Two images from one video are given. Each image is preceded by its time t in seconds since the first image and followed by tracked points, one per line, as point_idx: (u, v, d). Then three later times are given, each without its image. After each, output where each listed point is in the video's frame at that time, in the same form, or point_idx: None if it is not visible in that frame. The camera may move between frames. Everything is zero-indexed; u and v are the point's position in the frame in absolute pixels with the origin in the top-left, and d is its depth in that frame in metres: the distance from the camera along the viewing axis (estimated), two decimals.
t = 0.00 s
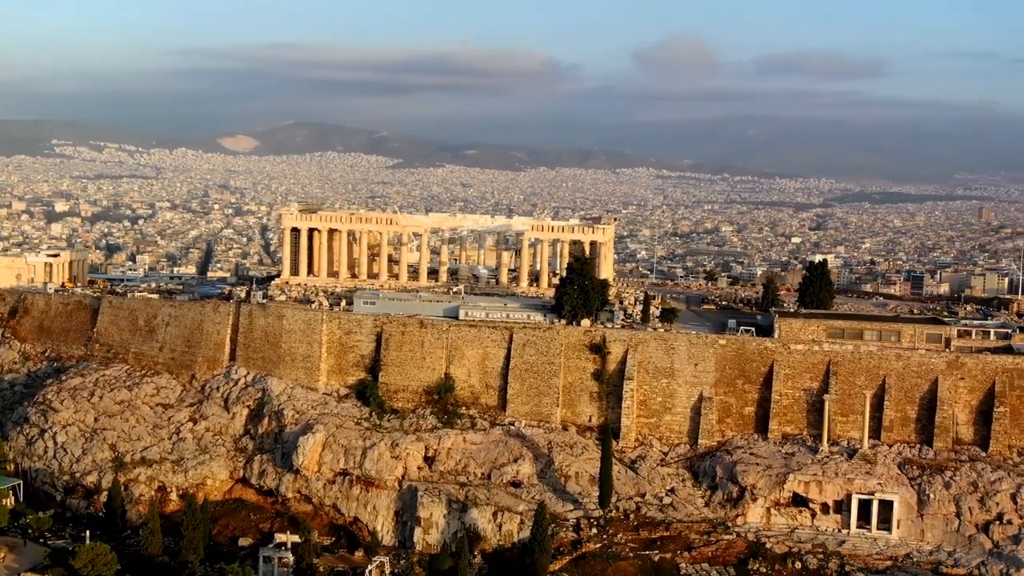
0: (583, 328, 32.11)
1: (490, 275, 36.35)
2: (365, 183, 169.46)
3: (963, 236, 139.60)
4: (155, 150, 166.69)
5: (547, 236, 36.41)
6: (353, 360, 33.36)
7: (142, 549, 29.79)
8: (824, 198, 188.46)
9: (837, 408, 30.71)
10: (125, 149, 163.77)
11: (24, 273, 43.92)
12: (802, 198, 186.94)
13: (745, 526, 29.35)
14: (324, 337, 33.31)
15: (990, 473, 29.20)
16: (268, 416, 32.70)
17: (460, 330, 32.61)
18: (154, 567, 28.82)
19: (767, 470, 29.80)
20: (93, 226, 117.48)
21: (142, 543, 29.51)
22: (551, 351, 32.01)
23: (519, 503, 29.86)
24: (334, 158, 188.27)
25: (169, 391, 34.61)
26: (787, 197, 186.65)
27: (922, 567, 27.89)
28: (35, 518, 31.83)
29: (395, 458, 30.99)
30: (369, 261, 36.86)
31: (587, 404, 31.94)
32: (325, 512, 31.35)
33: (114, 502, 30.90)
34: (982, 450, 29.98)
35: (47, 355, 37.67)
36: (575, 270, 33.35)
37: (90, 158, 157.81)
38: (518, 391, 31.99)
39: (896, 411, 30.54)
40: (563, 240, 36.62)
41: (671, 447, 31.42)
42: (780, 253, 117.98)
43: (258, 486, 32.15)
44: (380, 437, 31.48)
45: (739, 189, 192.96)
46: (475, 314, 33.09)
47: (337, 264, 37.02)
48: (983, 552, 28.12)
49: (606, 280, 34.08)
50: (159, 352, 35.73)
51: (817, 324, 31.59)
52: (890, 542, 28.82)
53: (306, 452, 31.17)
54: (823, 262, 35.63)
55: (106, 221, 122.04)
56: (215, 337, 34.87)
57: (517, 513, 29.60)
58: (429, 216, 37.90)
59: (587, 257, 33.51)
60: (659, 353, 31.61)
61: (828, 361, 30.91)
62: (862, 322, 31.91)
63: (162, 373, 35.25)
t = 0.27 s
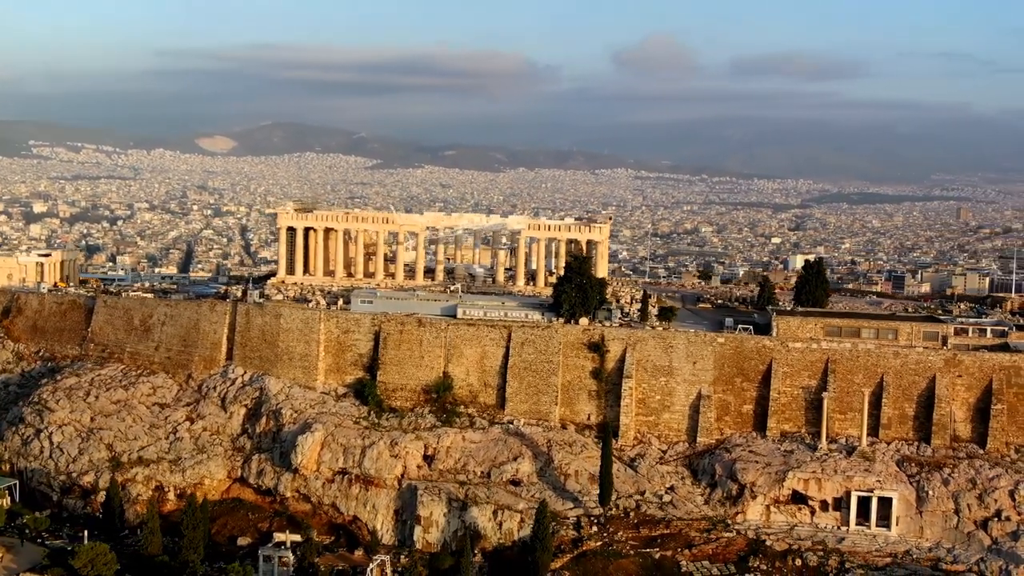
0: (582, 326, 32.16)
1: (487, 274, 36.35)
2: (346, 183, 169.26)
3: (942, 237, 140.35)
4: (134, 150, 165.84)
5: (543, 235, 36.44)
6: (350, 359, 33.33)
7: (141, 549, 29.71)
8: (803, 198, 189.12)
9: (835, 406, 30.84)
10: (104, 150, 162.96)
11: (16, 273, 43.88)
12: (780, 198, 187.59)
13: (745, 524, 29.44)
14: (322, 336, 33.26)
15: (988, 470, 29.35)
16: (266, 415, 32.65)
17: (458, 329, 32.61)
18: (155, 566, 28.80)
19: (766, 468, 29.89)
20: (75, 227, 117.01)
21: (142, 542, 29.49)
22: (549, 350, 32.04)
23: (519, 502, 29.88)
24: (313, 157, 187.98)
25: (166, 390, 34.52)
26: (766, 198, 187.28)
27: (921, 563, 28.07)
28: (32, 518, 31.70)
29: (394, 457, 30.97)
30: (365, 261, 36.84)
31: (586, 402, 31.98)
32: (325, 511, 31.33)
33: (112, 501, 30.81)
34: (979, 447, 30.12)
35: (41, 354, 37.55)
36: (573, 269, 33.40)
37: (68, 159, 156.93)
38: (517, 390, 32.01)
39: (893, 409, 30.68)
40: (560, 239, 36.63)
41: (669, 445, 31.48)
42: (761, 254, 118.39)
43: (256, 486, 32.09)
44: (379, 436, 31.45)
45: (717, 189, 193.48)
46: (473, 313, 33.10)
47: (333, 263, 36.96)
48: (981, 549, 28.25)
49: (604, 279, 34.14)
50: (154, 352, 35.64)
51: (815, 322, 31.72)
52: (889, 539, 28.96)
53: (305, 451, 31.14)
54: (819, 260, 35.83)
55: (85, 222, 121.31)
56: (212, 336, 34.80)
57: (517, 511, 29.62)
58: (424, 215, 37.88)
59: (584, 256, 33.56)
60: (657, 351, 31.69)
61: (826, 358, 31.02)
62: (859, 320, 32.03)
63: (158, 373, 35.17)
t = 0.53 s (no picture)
0: (580, 325, 32.21)
1: (483, 273, 36.36)
2: (327, 183, 168.92)
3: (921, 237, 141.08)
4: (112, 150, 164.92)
5: (539, 235, 36.49)
6: (348, 358, 33.30)
7: (140, 549, 29.63)
8: (782, 199, 189.77)
9: (833, 404, 30.96)
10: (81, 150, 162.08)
11: (8, 273, 43.71)
12: (759, 199, 188.24)
13: (744, 522, 29.53)
14: (319, 335, 33.23)
15: (985, 467, 29.51)
16: (263, 414, 32.61)
17: (456, 328, 32.63)
18: (155, 566, 28.79)
19: (765, 466, 30.01)
20: (55, 228, 116.51)
21: (141, 542, 29.50)
22: (548, 348, 32.08)
23: (518, 500, 29.91)
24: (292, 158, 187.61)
25: (162, 390, 34.43)
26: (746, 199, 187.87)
27: (920, 561, 28.22)
28: (29, 518, 31.57)
29: (393, 456, 30.96)
30: (360, 260, 36.83)
31: (584, 401, 32.03)
32: (323, 510, 31.31)
33: (110, 501, 30.72)
34: (976, 445, 30.29)
35: (34, 355, 37.41)
36: (570, 268, 33.45)
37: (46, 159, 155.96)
38: (515, 389, 32.03)
39: (891, 406, 30.83)
40: (556, 239, 36.67)
41: (668, 443, 31.54)
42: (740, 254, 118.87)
43: (254, 486, 32.02)
44: (377, 435, 31.43)
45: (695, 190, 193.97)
46: (470, 312, 33.12)
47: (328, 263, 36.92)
48: (980, 545, 28.39)
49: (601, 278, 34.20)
50: (150, 351, 35.53)
51: (812, 320, 31.85)
52: (888, 536, 29.06)
53: (303, 450, 31.11)
54: (813, 259, 35.84)
55: (63, 222, 120.52)
56: (208, 336, 34.72)
57: (516, 510, 29.65)
58: (418, 215, 37.86)
59: (582, 255, 33.62)
60: (655, 350, 31.75)
61: (823, 357, 31.14)
62: (856, 318, 32.17)
63: (154, 372, 35.07)
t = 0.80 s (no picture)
0: (578, 324, 32.26)
1: (478, 272, 36.37)
2: (306, 184, 168.55)
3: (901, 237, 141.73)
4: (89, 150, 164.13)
5: (535, 234, 36.55)
6: (345, 357, 33.27)
7: (139, 549, 29.55)
8: (761, 199, 190.35)
9: (831, 402, 31.08)
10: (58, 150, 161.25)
11: None
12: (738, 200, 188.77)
13: (744, 519, 29.62)
14: (316, 334, 33.19)
15: (982, 465, 29.68)
16: (260, 414, 32.57)
17: (454, 327, 32.62)
18: (154, 566, 28.72)
19: (764, 463, 30.11)
20: (34, 229, 115.96)
21: (140, 542, 29.39)
22: (546, 347, 32.11)
23: (518, 499, 29.94)
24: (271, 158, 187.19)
25: (158, 389, 34.34)
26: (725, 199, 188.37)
27: (919, 557, 28.32)
28: (25, 518, 31.47)
29: (392, 455, 30.94)
30: (356, 259, 36.82)
31: (582, 399, 32.08)
32: (321, 510, 31.23)
33: (107, 501, 30.62)
34: (973, 442, 30.47)
35: (28, 355, 37.27)
36: (567, 267, 33.49)
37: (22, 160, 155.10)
38: (513, 387, 32.06)
39: (888, 404, 30.98)
40: (552, 238, 36.72)
41: (666, 442, 31.62)
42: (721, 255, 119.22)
43: (251, 485, 31.97)
44: (376, 434, 31.41)
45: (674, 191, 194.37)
46: (468, 311, 33.13)
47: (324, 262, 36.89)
48: (978, 542, 28.55)
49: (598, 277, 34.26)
50: (145, 351, 35.43)
51: (809, 318, 31.96)
52: (886, 533, 29.17)
53: (302, 450, 31.09)
54: (809, 258, 36.05)
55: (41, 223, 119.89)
56: (204, 335, 34.64)
57: (516, 508, 29.67)
58: (412, 214, 37.84)
59: (579, 254, 33.67)
60: (653, 348, 31.80)
61: (821, 355, 31.25)
62: (852, 317, 32.30)
63: (149, 372, 34.98)
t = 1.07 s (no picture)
0: (575, 322, 32.31)
1: (474, 271, 36.39)
2: (284, 184, 168.15)
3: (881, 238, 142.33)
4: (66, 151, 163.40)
5: (530, 233, 36.59)
6: (343, 356, 33.25)
7: (137, 549, 29.46)
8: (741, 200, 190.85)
9: (828, 400, 31.19)
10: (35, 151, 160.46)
11: None
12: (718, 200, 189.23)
13: (742, 517, 29.72)
14: (313, 333, 33.16)
15: (979, 462, 29.85)
16: (257, 413, 32.49)
17: (451, 325, 32.62)
18: (152, 566, 28.64)
19: (762, 461, 30.20)
20: (12, 229, 115.36)
21: (139, 542, 29.31)
22: (543, 346, 32.13)
23: (517, 497, 29.96)
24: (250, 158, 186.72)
25: (153, 389, 34.23)
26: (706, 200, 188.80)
27: (918, 554, 28.41)
28: (22, 519, 31.34)
29: (390, 454, 30.91)
30: (351, 259, 36.79)
31: (580, 398, 32.13)
32: (319, 509, 31.15)
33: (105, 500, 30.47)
34: (970, 439, 30.64)
35: (21, 354, 37.13)
36: (564, 266, 33.54)
37: None
38: (511, 386, 32.08)
39: (885, 402, 31.12)
40: (547, 237, 36.76)
41: (664, 440, 31.70)
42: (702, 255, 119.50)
43: (248, 484, 31.90)
44: (374, 433, 31.39)
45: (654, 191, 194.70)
46: (465, 310, 33.13)
47: (319, 261, 36.85)
48: (976, 538, 28.71)
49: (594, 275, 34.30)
50: (140, 351, 35.33)
51: (806, 317, 32.07)
52: (885, 530, 29.30)
53: (299, 449, 30.98)
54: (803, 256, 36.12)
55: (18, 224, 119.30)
56: (199, 334, 34.57)
57: (516, 506, 29.69)
58: (406, 213, 37.84)
59: (576, 253, 33.72)
60: (651, 347, 31.87)
61: (818, 353, 31.35)
62: (848, 315, 32.43)
63: (144, 372, 34.87)
